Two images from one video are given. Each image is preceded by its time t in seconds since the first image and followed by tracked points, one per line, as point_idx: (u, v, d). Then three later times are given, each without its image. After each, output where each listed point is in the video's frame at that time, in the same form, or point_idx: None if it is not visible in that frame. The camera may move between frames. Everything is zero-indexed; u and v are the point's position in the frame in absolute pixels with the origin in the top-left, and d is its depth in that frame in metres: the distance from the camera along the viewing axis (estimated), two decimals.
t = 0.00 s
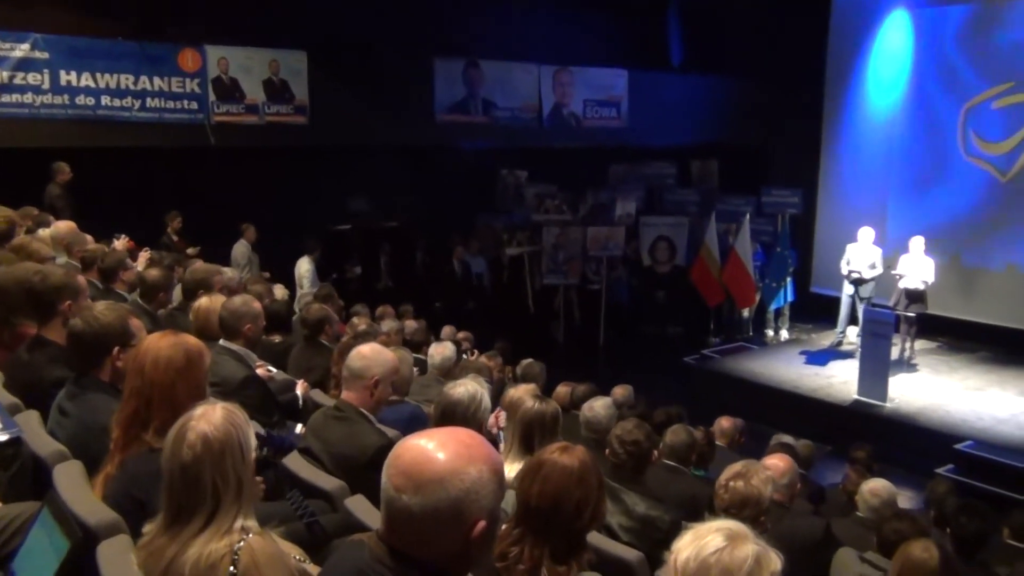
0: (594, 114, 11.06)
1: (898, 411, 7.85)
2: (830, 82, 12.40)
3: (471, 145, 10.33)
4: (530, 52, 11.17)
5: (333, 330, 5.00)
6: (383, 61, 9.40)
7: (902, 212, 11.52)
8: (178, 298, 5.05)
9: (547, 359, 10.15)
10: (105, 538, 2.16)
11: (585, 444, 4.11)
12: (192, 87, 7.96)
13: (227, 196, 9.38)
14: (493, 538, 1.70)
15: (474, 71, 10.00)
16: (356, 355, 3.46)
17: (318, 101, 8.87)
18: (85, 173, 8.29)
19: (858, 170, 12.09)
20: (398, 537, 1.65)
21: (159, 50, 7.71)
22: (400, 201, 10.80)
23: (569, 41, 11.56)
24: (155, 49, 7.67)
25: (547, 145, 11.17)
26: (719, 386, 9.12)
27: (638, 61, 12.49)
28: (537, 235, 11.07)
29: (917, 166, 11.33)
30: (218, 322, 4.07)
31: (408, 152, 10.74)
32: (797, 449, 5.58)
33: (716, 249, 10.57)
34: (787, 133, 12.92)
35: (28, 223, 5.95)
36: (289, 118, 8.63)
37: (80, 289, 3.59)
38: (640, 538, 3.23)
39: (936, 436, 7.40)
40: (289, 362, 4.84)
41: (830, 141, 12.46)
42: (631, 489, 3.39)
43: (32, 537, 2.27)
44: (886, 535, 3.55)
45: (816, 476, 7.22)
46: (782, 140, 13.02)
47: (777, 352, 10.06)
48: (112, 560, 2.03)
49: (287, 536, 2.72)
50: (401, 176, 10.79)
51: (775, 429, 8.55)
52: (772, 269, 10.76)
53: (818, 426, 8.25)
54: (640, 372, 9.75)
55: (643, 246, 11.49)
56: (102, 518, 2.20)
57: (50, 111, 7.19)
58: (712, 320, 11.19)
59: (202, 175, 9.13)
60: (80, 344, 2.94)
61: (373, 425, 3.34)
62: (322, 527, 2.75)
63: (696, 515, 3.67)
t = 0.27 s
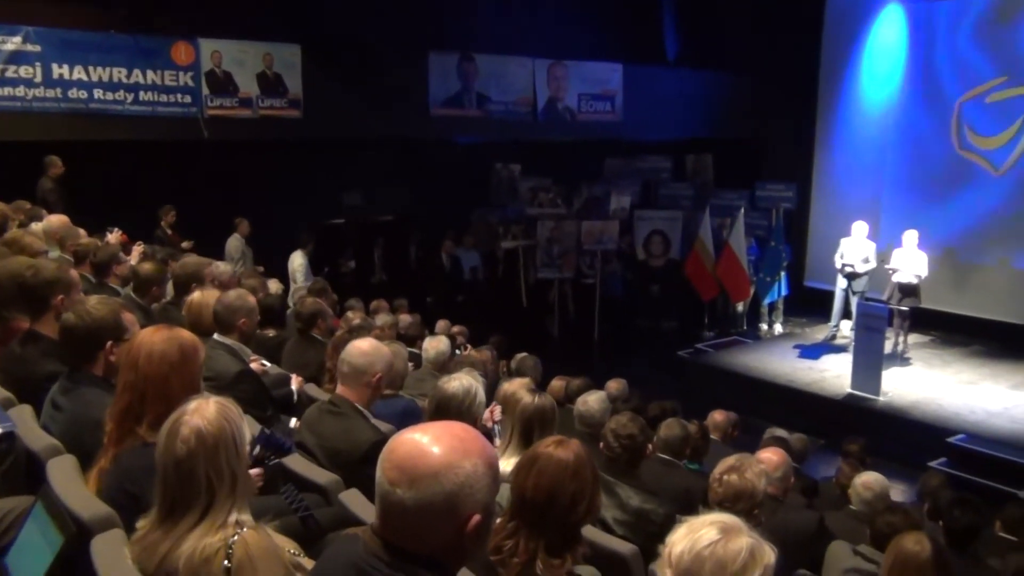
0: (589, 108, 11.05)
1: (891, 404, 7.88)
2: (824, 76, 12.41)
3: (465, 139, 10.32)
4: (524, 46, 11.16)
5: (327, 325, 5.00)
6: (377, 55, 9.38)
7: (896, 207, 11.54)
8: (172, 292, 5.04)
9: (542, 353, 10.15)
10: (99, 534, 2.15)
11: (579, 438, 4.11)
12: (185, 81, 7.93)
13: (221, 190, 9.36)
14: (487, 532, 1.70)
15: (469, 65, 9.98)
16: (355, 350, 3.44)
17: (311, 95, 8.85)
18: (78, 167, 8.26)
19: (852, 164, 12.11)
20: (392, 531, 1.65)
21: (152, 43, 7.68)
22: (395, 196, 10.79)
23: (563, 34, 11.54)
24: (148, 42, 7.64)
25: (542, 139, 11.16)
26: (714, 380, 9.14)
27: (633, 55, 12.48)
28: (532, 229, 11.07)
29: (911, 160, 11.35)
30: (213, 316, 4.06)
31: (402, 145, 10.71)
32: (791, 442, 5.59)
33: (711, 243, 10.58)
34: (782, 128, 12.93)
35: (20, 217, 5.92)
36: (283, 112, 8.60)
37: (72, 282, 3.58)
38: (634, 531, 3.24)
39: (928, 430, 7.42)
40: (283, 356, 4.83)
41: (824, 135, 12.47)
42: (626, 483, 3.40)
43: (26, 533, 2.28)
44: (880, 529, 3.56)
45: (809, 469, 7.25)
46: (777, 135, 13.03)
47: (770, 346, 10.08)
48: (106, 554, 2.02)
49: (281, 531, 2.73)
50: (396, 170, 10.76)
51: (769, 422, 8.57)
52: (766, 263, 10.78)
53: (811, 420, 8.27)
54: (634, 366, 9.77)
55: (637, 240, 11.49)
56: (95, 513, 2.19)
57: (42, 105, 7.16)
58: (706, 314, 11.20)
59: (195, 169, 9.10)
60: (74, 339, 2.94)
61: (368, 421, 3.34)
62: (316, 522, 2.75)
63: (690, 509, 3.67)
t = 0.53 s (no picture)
0: (582, 100, 11.04)
1: (884, 397, 7.91)
2: (818, 69, 12.41)
3: (458, 132, 10.31)
4: (518, 39, 11.14)
5: (321, 318, 4.99)
6: (370, 47, 9.35)
7: (889, 199, 11.57)
8: (165, 286, 5.02)
9: (536, 346, 10.16)
10: (92, 526, 2.14)
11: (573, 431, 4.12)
12: (178, 73, 7.90)
13: (214, 183, 9.33)
14: (481, 524, 1.70)
15: (462, 58, 9.96)
16: (353, 346, 3.46)
17: (304, 87, 8.82)
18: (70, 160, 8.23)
19: (845, 157, 12.13)
20: (386, 524, 1.65)
21: (144, 35, 7.64)
22: (389, 189, 10.77)
23: (557, 27, 11.52)
24: (140, 34, 7.60)
25: (536, 132, 11.15)
26: (707, 373, 9.15)
27: (626, 48, 12.47)
28: (526, 222, 11.06)
29: (903, 153, 11.37)
30: (206, 309, 4.05)
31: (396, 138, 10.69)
32: (784, 435, 5.61)
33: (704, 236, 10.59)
34: (776, 121, 12.94)
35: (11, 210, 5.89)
36: (276, 105, 8.58)
37: (64, 275, 3.56)
38: (627, 523, 3.25)
39: (921, 423, 7.46)
40: (277, 349, 4.82)
41: (817, 128, 12.48)
42: (619, 475, 3.40)
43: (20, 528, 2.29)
44: (872, 520, 3.57)
45: (802, 462, 7.28)
46: (770, 128, 13.04)
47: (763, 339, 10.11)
48: (99, 546, 2.01)
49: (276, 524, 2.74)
50: (389, 162, 10.74)
51: (762, 415, 8.59)
52: (760, 256, 10.80)
53: (804, 412, 8.30)
54: (628, 359, 9.79)
55: (631, 233, 11.50)
56: (88, 506, 2.18)
57: (33, 97, 7.12)
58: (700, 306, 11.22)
59: (188, 162, 9.07)
60: (66, 332, 2.93)
61: (364, 415, 3.35)
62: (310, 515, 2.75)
63: (684, 501, 3.69)
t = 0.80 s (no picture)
0: (577, 93, 11.03)
1: (877, 389, 7.94)
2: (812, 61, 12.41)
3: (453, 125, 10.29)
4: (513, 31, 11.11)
5: (316, 311, 4.99)
6: (364, 39, 9.32)
7: (883, 192, 11.59)
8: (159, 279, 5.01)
9: (531, 339, 10.16)
10: (87, 520, 2.15)
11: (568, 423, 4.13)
12: (171, 65, 7.87)
13: (208, 176, 9.30)
14: (477, 517, 1.70)
15: (456, 50, 9.94)
16: (348, 340, 3.46)
17: (298, 80, 8.80)
18: (62, 153, 8.20)
19: (840, 150, 12.15)
20: (380, 516, 1.65)
21: (137, 27, 7.61)
22: (384, 182, 10.76)
23: (552, 19, 11.49)
24: (133, 26, 7.57)
25: (531, 125, 11.13)
26: (702, 366, 9.17)
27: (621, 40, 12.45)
28: (521, 215, 11.06)
29: (897, 146, 11.39)
30: (200, 302, 4.04)
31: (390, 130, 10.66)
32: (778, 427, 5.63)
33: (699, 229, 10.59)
34: (771, 114, 12.94)
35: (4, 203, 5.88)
36: (270, 97, 8.56)
37: (57, 268, 3.55)
38: (622, 516, 3.25)
39: (914, 415, 7.49)
40: (272, 342, 4.82)
41: (812, 121, 12.49)
42: (614, 468, 3.41)
43: (14, 520, 2.29)
44: (865, 511, 3.58)
45: (796, 454, 7.30)
46: (765, 120, 13.04)
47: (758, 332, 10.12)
48: (94, 538, 2.02)
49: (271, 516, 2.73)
50: (384, 155, 10.72)
51: (756, 407, 8.62)
52: (754, 249, 10.81)
53: (798, 404, 8.32)
54: (623, 351, 9.80)
55: (626, 226, 11.50)
56: (82, 500, 2.18)
57: (26, 89, 7.09)
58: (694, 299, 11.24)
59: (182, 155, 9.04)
60: (59, 325, 2.92)
61: (359, 408, 3.36)
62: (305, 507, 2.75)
63: (679, 494, 3.70)
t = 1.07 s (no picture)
0: (573, 88, 11.03)
1: (872, 383, 7.96)
2: (808, 56, 12.40)
3: (448, 119, 10.27)
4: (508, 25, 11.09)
5: (311, 306, 4.98)
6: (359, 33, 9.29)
7: (878, 187, 11.61)
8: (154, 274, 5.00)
9: (527, 334, 10.17)
10: (83, 515, 2.15)
11: (564, 418, 4.13)
12: (166, 59, 7.84)
13: (203, 171, 9.28)
14: (472, 511, 1.70)
15: (452, 44, 9.92)
16: (342, 335, 3.46)
17: (293, 74, 8.77)
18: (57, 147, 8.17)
19: (835, 145, 12.16)
20: (376, 510, 1.64)
21: (132, 21, 7.57)
22: (379, 176, 10.74)
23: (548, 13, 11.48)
24: (128, 19, 7.54)
25: (526, 119, 11.13)
26: (698, 361, 9.18)
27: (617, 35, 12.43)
28: (517, 209, 11.05)
29: (892, 140, 11.40)
30: (196, 297, 4.03)
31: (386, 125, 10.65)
32: (773, 422, 5.63)
33: (695, 224, 10.59)
34: (767, 109, 12.94)
35: None
36: (265, 91, 8.53)
37: (51, 263, 3.54)
38: (618, 510, 3.25)
39: (909, 409, 7.50)
40: (267, 338, 4.81)
41: (807, 116, 12.49)
42: (610, 462, 3.41)
43: (10, 515, 2.29)
44: (860, 505, 3.58)
45: (791, 449, 7.32)
46: (761, 115, 13.04)
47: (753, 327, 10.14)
48: (89, 533, 2.02)
49: (267, 511, 2.73)
50: (379, 150, 10.70)
51: (751, 402, 8.63)
52: (749, 244, 10.81)
53: (794, 399, 8.34)
54: (618, 346, 9.81)
55: (621, 221, 11.50)
56: (78, 495, 2.18)
57: (20, 83, 7.06)
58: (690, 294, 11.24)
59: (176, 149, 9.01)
60: (54, 320, 2.92)
61: (355, 403, 3.35)
62: (301, 502, 2.76)
63: (674, 488, 3.71)
